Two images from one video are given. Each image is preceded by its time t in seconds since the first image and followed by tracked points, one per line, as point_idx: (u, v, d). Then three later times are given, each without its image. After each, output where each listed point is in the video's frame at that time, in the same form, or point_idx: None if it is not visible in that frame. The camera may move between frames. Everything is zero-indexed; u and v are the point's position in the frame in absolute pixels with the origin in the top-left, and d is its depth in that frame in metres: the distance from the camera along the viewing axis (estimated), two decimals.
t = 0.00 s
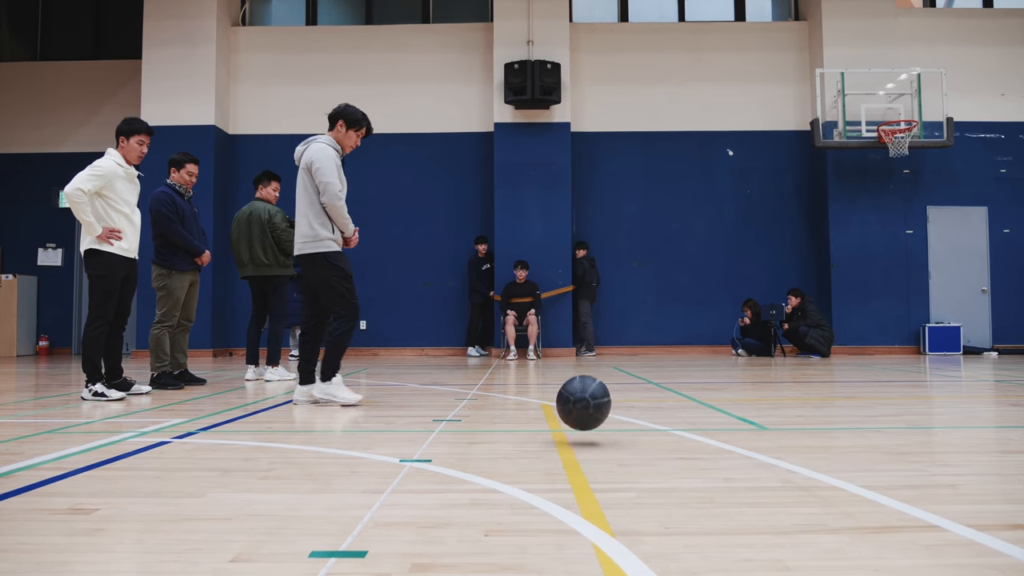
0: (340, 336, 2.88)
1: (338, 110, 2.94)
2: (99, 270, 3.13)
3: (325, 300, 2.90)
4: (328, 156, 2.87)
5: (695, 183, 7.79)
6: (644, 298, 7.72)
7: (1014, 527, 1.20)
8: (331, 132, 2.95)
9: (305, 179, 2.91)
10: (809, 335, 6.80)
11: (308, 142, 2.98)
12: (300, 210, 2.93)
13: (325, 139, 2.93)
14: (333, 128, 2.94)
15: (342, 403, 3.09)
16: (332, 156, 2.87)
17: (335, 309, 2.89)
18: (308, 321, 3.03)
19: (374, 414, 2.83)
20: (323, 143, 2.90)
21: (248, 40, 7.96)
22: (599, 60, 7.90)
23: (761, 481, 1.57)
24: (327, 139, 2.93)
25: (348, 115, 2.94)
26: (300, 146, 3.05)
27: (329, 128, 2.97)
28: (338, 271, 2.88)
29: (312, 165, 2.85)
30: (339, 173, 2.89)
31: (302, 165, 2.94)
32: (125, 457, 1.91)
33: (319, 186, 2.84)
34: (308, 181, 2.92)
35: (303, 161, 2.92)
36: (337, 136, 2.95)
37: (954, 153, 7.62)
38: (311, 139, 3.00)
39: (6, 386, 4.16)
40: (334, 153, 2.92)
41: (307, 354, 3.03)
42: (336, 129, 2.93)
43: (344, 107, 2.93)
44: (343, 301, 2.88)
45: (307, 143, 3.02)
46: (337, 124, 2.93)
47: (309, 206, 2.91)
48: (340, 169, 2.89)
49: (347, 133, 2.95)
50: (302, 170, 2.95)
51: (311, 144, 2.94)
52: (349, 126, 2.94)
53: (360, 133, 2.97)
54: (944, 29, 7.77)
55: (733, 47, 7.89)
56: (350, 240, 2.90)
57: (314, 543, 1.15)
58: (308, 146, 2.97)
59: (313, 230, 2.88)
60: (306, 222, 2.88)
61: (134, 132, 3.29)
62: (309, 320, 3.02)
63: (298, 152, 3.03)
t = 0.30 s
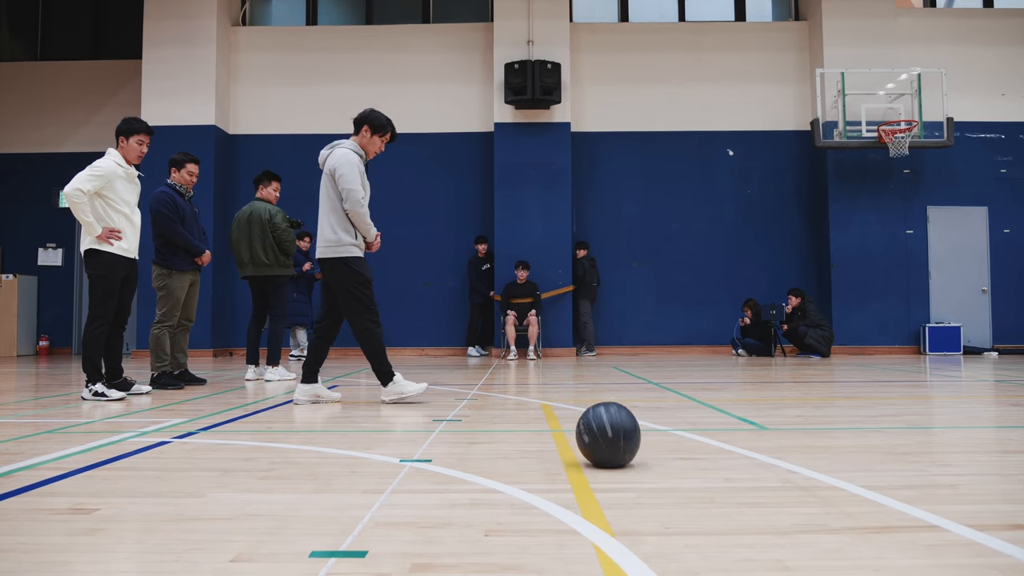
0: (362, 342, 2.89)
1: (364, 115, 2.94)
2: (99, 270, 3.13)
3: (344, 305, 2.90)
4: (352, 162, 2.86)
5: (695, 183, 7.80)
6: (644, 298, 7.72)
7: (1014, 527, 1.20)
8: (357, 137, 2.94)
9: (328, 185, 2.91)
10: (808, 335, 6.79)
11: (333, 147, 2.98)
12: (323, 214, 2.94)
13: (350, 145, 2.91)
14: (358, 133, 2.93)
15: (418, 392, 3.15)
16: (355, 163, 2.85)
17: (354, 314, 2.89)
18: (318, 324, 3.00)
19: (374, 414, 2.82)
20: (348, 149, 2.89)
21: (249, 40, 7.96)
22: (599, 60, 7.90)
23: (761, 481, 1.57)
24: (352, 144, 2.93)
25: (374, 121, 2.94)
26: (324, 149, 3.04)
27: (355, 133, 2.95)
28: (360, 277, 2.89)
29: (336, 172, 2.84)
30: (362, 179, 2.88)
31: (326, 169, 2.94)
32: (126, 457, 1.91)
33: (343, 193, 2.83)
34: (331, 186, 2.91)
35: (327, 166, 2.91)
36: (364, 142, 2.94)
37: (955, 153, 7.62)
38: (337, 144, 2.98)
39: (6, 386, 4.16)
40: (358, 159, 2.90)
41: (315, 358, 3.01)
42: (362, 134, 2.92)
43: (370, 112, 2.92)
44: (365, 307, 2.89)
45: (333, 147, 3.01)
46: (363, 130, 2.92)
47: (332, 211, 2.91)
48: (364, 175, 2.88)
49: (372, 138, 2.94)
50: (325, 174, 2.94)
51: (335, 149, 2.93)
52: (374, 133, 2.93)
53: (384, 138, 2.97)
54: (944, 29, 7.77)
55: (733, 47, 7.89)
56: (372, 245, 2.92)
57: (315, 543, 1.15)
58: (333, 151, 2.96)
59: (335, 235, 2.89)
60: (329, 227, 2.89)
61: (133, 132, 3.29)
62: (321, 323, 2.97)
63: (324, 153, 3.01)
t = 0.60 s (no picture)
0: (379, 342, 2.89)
1: (401, 115, 2.94)
2: (99, 269, 3.13)
3: (365, 302, 2.89)
4: (390, 164, 2.86)
5: (695, 183, 7.80)
6: (644, 298, 7.72)
7: (1014, 527, 1.20)
8: (391, 136, 2.94)
9: (361, 182, 2.89)
10: (807, 335, 6.79)
11: (369, 143, 2.98)
12: (353, 210, 2.91)
13: (387, 145, 2.91)
14: (394, 133, 2.93)
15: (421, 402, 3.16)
16: (393, 164, 2.84)
17: (375, 312, 2.89)
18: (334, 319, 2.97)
19: (374, 414, 2.82)
20: (385, 149, 2.89)
21: (249, 41, 7.96)
22: (599, 60, 7.90)
23: (761, 481, 1.57)
24: (388, 143, 2.93)
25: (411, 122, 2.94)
26: (358, 144, 3.03)
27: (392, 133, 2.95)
28: (386, 277, 2.89)
29: (374, 172, 2.84)
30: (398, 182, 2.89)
31: (361, 166, 2.92)
32: (126, 457, 1.91)
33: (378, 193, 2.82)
34: (365, 184, 2.90)
35: (362, 163, 2.90)
36: (399, 141, 2.95)
37: (955, 153, 7.62)
38: (372, 142, 2.98)
39: (6, 386, 4.15)
40: (395, 161, 2.89)
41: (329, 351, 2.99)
42: (397, 134, 2.93)
43: (407, 112, 2.92)
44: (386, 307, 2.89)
45: (367, 144, 3.00)
46: (399, 129, 2.92)
47: (364, 208, 2.89)
48: (399, 178, 2.88)
49: (407, 139, 2.95)
50: (359, 171, 2.92)
51: (372, 147, 2.93)
52: (409, 133, 2.94)
53: (417, 139, 2.97)
54: (944, 29, 7.77)
55: (733, 47, 7.89)
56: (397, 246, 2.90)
57: (314, 543, 1.15)
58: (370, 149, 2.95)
59: (364, 233, 2.87)
60: (360, 225, 2.87)
61: (133, 132, 3.29)
62: (338, 319, 2.95)
63: (357, 149, 3.01)
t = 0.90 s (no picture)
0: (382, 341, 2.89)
1: (411, 113, 2.93)
2: (100, 269, 3.13)
3: (369, 301, 2.89)
4: (409, 167, 2.87)
5: (695, 183, 7.80)
6: (644, 298, 7.72)
7: (1014, 527, 1.20)
8: (410, 138, 2.95)
9: (378, 180, 2.88)
10: (808, 334, 6.79)
11: (386, 143, 2.94)
12: (366, 208, 2.89)
13: (405, 146, 2.91)
14: (410, 134, 2.94)
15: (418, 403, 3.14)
16: (413, 167, 2.86)
17: (378, 311, 2.89)
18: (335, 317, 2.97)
19: (374, 414, 2.82)
20: (405, 151, 2.90)
21: (249, 41, 7.96)
22: (600, 60, 7.90)
23: (761, 481, 1.57)
24: (406, 144, 2.93)
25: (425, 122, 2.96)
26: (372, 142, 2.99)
27: (408, 133, 2.95)
28: (392, 276, 2.90)
29: (395, 174, 2.84)
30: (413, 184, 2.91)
31: (377, 165, 2.90)
32: (126, 457, 1.91)
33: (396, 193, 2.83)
34: (381, 182, 2.89)
35: (381, 162, 2.89)
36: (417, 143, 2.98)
37: (955, 153, 7.61)
38: (389, 141, 2.94)
39: (6, 386, 4.15)
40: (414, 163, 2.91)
41: (330, 349, 2.98)
42: (416, 137, 2.95)
43: (425, 114, 2.93)
44: (390, 306, 2.90)
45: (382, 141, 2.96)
46: (419, 132, 2.94)
47: (378, 208, 2.88)
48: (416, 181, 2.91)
49: (423, 139, 2.98)
50: (375, 169, 2.90)
51: (391, 147, 2.91)
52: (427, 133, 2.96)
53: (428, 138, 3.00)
54: (944, 29, 7.76)
55: (733, 47, 7.89)
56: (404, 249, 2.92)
57: (315, 543, 1.15)
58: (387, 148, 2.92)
59: (377, 231, 2.86)
60: (373, 224, 2.86)
61: (133, 132, 3.29)
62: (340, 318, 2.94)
63: (372, 146, 2.96)
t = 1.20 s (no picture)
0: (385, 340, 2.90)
1: (383, 107, 2.97)
2: (100, 269, 3.13)
3: (370, 300, 2.88)
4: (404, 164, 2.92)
5: (695, 183, 7.79)
6: (644, 297, 7.72)
7: (1014, 527, 1.20)
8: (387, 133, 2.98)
9: (373, 179, 2.88)
10: (808, 334, 6.79)
11: (370, 141, 2.93)
12: (364, 209, 2.87)
13: (393, 143, 2.95)
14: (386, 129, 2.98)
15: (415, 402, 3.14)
16: (407, 163, 2.92)
17: (380, 310, 2.89)
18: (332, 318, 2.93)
19: (374, 414, 2.82)
20: (395, 149, 2.93)
21: (249, 40, 7.96)
22: (599, 60, 7.90)
23: (761, 481, 1.57)
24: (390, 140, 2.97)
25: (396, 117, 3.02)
26: (353, 141, 2.94)
27: (384, 129, 2.99)
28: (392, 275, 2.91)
29: (393, 173, 2.86)
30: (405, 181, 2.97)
31: (371, 165, 2.88)
32: (126, 457, 1.90)
33: (396, 191, 2.87)
34: (377, 181, 2.88)
35: (375, 160, 2.89)
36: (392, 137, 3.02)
37: (955, 153, 7.61)
38: (375, 139, 2.93)
39: (6, 386, 4.15)
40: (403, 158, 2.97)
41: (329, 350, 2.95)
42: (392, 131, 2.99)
43: (397, 108, 2.99)
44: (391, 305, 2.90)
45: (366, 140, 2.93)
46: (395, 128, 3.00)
47: (376, 208, 2.87)
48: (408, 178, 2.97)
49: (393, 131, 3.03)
50: (370, 169, 2.88)
51: (381, 146, 2.91)
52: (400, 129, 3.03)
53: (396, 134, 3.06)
54: (944, 29, 7.76)
55: (733, 47, 7.89)
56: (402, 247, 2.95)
57: (315, 543, 1.15)
58: (375, 147, 2.92)
59: (379, 231, 2.86)
60: (374, 224, 2.85)
61: (132, 131, 3.28)
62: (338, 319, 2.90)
63: (359, 146, 2.92)
